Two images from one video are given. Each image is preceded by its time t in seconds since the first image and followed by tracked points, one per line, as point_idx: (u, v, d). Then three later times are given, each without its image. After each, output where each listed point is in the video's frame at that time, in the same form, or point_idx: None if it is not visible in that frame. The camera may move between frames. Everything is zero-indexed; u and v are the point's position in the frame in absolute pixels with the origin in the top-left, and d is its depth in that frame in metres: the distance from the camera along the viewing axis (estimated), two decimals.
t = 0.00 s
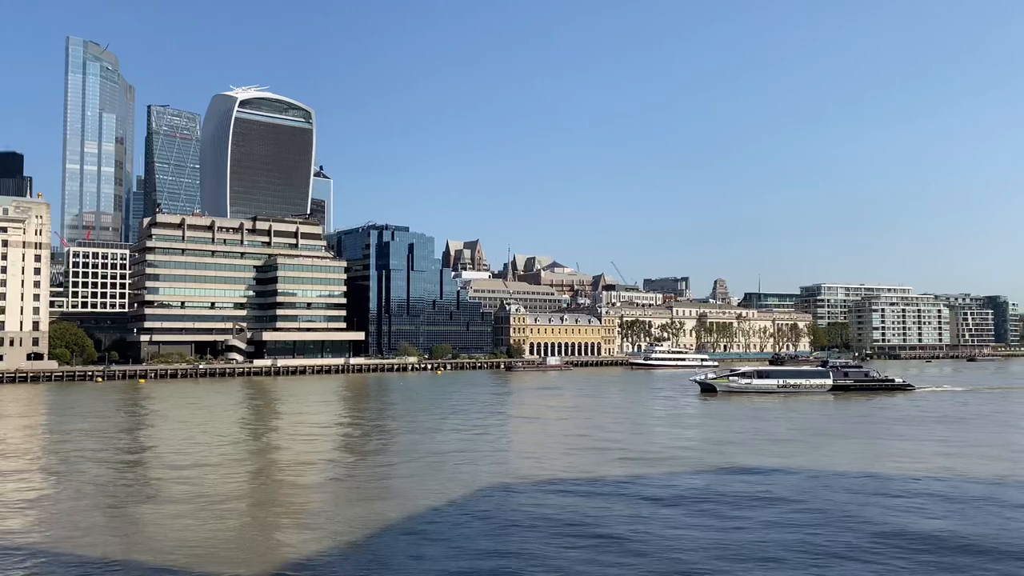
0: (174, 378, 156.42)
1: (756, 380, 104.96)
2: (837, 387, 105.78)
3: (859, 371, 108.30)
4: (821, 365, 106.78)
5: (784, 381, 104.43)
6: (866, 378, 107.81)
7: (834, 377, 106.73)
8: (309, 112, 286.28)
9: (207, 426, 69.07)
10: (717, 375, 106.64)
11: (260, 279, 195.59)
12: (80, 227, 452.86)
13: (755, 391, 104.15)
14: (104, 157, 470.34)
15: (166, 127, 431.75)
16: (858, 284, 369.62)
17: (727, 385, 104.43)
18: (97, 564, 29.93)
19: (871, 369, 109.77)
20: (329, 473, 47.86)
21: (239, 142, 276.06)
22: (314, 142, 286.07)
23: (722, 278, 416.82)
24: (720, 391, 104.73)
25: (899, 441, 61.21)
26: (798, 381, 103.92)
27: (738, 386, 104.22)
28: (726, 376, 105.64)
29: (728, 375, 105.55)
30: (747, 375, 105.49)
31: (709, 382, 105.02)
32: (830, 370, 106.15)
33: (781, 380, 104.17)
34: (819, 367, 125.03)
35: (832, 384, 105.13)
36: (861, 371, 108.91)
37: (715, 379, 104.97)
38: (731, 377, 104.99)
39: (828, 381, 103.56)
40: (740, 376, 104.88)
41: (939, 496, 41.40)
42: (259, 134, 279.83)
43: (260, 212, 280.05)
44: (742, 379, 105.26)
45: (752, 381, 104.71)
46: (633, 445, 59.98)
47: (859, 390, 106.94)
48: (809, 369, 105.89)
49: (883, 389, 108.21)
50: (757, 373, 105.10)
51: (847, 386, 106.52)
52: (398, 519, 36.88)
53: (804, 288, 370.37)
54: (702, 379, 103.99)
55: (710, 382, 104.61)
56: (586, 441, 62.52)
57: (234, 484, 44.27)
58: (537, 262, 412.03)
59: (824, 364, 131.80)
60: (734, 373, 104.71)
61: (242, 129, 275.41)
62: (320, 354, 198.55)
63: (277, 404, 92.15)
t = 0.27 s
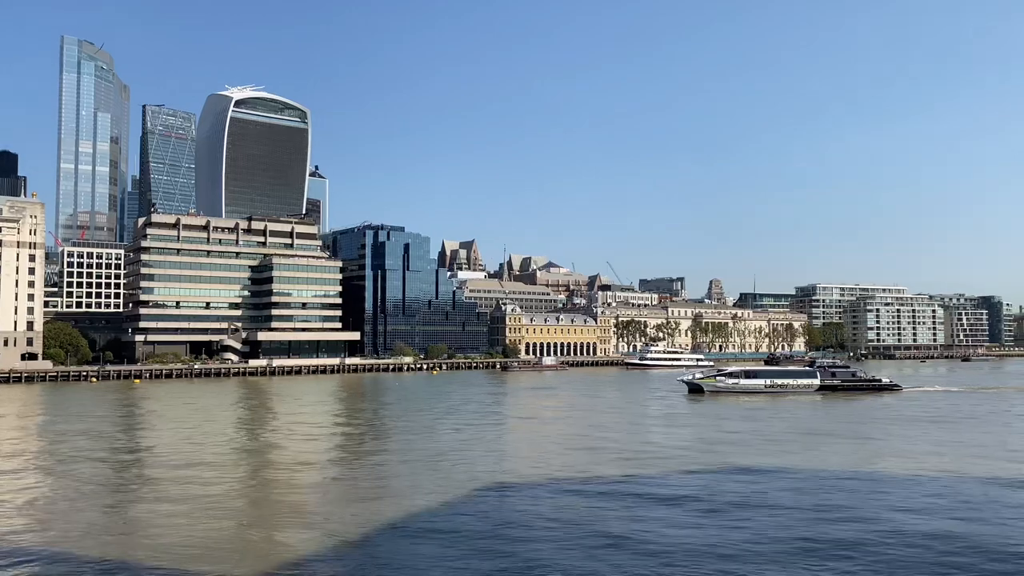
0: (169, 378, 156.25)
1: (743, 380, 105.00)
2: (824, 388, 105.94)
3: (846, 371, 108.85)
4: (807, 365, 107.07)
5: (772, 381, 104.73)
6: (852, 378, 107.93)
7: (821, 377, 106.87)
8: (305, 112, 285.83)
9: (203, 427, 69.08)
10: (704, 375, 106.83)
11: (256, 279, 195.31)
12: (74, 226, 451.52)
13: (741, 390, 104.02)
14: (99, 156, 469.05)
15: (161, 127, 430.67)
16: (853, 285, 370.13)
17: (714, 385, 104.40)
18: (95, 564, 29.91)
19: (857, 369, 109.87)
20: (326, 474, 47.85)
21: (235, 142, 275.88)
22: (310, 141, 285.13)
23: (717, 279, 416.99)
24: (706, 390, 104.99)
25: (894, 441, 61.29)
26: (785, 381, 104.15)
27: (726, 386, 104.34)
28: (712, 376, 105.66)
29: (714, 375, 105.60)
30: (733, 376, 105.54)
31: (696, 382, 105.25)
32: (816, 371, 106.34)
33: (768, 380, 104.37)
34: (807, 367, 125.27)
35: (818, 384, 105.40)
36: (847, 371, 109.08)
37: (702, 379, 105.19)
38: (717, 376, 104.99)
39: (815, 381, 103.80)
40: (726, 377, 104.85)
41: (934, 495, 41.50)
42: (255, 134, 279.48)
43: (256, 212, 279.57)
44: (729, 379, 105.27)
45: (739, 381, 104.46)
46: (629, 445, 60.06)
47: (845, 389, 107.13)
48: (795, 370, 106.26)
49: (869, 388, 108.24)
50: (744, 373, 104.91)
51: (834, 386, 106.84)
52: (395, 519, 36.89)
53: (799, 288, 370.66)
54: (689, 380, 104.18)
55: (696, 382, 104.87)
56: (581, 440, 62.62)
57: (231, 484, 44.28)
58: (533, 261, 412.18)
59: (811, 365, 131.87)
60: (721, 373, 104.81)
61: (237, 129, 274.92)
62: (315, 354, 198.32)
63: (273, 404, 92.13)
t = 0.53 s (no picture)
0: (164, 378, 155.94)
1: (728, 380, 104.90)
2: (810, 388, 105.88)
3: (832, 371, 108.56)
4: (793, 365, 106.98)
5: (756, 381, 104.69)
6: (838, 378, 107.78)
7: (807, 377, 106.79)
8: (300, 112, 285.66)
9: (198, 427, 68.98)
10: (689, 375, 106.85)
11: (250, 279, 195.02)
12: (68, 226, 449.91)
13: (727, 390, 104.15)
14: (93, 156, 467.59)
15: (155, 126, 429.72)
16: (847, 285, 370.88)
17: (699, 385, 104.46)
18: (89, 565, 29.85)
19: (843, 369, 109.66)
20: (321, 474, 47.75)
21: (230, 142, 275.26)
22: (304, 141, 285.63)
23: (712, 279, 417.38)
24: (692, 391, 105.16)
25: (888, 441, 61.38)
26: (770, 381, 104.23)
27: (711, 387, 104.29)
28: (698, 376, 105.77)
29: (699, 375, 105.67)
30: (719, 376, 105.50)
31: (681, 382, 105.38)
32: (802, 371, 106.36)
33: (753, 380, 104.49)
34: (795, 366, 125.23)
35: (803, 384, 105.37)
36: (833, 371, 108.86)
37: (688, 379, 105.26)
38: (703, 376, 105.06)
39: (801, 381, 103.86)
40: (712, 377, 104.80)
41: (928, 495, 41.61)
42: (250, 133, 278.88)
43: (251, 212, 279.72)
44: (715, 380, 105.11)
45: (724, 381, 104.55)
46: (624, 445, 60.08)
47: (831, 390, 106.94)
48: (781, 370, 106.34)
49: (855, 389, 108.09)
50: (729, 373, 104.94)
51: (819, 386, 106.68)
52: (389, 519, 36.88)
53: (794, 288, 371.17)
54: (674, 380, 104.28)
55: (682, 382, 104.92)
56: (576, 441, 62.58)
57: (226, 484, 44.21)
58: (528, 262, 412.20)
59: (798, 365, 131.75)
60: (707, 373, 104.75)
61: (232, 128, 274.25)
62: (310, 354, 198.05)
63: (267, 404, 92.01)
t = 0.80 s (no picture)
0: (158, 378, 155.63)
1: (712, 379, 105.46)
2: (794, 388, 105.95)
3: (816, 371, 108.08)
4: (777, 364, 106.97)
5: (740, 381, 104.48)
6: (822, 379, 107.38)
7: (791, 378, 106.67)
8: (294, 112, 285.34)
9: (191, 426, 68.87)
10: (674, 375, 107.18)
11: (245, 279, 194.70)
12: (62, 226, 448.53)
13: (711, 391, 104.47)
14: (87, 155, 466.29)
15: (149, 125, 428.56)
16: (841, 285, 371.58)
17: (683, 385, 104.74)
18: (82, 565, 29.83)
19: (828, 369, 109.17)
20: (313, 474, 47.66)
21: (225, 141, 274.64)
22: (298, 141, 286.81)
23: (707, 279, 417.79)
24: (676, 390, 105.36)
25: (881, 441, 61.48)
26: (754, 381, 104.26)
27: (694, 386, 104.66)
28: (682, 376, 106.05)
29: (684, 375, 105.93)
30: (703, 375, 106.07)
31: (666, 382, 105.54)
32: (787, 371, 106.38)
33: (738, 380, 104.39)
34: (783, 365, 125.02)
35: (788, 384, 105.45)
36: (818, 371, 108.40)
37: (672, 379, 105.58)
38: (687, 376, 105.43)
39: (784, 381, 104.06)
40: (695, 377, 105.30)
41: (924, 495, 41.60)
42: (245, 133, 278.55)
43: (246, 212, 278.42)
44: (699, 379, 105.68)
45: (707, 381, 104.89)
46: (618, 445, 60.12)
47: (815, 391, 106.68)
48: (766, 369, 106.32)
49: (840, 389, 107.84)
50: (713, 373, 105.14)
51: (804, 387, 106.50)
52: (383, 519, 36.85)
53: (788, 289, 371.70)
54: (659, 380, 104.41)
55: (667, 382, 105.27)
56: (570, 441, 62.54)
57: (219, 484, 44.10)
58: (523, 262, 412.12)
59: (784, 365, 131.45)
60: (691, 373, 105.17)
61: (227, 128, 273.70)
62: (304, 354, 197.69)
63: (262, 404, 91.96)
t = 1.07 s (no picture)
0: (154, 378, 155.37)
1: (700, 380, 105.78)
2: (782, 388, 106.19)
3: (804, 371, 108.01)
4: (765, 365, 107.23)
5: (727, 381, 104.64)
6: (810, 379, 107.06)
7: (779, 378, 106.80)
8: (290, 112, 284.73)
9: (186, 426, 68.79)
10: (661, 376, 107.02)
11: (241, 279, 194.40)
12: (58, 225, 447.31)
13: (698, 390, 104.75)
14: (82, 155, 465.20)
15: (145, 125, 427.82)
16: (837, 285, 372.09)
17: (671, 385, 104.76)
18: (77, 565, 29.75)
19: (815, 369, 109.08)
20: (309, 474, 47.60)
21: (221, 141, 274.44)
22: (295, 140, 284.52)
23: (703, 279, 418.18)
24: (664, 390, 105.29)
25: (876, 441, 61.58)
26: (742, 381, 104.43)
27: (682, 386, 104.73)
28: (670, 376, 106.14)
29: (672, 376, 106.04)
30: (691, 375, 106.37)
31: (654, 382, 105.41)
32: (774, 371, 106.61)
33: (726, 380, 104.42)
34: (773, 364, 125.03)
35: (775, 384, 105.70)
36: (806, 370, 108.20)
37: (659, 379, 105.45)
38: (674, 377, 105.60)
39: (772, 381, 104.30)
40: (683, 377, 105.50)
41: (920, 495, 41.61)
42: (241, 132, 277.93)
43: (242, 212, 278.88)
44: (687, 379, 106.04)
45: (697, 380, 105.54)
46: (614, 445, 60.12)
47: (804, 391, 106.60)
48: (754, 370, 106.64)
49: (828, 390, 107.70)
50: (700, 373, 105.84)
51: (791, 387, 106.57)
52: (379, 519, 36.82)
53: (784, 289, 372.06)
54: (647, 380, 104.28)
55: (654, 382, 105.17)
56: (565, 441, 62.56)
57: (215, 484, 44.03)
58: (519, 262, 412.16)
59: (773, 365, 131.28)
60: (678, 373, 105.32)
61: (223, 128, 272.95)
62: (300, 354, 197.47)
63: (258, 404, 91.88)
